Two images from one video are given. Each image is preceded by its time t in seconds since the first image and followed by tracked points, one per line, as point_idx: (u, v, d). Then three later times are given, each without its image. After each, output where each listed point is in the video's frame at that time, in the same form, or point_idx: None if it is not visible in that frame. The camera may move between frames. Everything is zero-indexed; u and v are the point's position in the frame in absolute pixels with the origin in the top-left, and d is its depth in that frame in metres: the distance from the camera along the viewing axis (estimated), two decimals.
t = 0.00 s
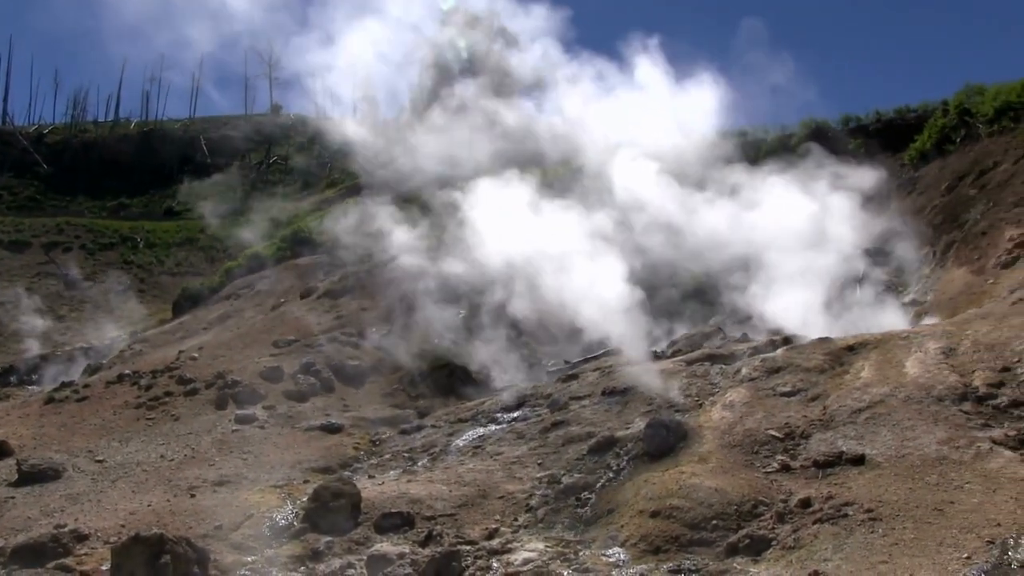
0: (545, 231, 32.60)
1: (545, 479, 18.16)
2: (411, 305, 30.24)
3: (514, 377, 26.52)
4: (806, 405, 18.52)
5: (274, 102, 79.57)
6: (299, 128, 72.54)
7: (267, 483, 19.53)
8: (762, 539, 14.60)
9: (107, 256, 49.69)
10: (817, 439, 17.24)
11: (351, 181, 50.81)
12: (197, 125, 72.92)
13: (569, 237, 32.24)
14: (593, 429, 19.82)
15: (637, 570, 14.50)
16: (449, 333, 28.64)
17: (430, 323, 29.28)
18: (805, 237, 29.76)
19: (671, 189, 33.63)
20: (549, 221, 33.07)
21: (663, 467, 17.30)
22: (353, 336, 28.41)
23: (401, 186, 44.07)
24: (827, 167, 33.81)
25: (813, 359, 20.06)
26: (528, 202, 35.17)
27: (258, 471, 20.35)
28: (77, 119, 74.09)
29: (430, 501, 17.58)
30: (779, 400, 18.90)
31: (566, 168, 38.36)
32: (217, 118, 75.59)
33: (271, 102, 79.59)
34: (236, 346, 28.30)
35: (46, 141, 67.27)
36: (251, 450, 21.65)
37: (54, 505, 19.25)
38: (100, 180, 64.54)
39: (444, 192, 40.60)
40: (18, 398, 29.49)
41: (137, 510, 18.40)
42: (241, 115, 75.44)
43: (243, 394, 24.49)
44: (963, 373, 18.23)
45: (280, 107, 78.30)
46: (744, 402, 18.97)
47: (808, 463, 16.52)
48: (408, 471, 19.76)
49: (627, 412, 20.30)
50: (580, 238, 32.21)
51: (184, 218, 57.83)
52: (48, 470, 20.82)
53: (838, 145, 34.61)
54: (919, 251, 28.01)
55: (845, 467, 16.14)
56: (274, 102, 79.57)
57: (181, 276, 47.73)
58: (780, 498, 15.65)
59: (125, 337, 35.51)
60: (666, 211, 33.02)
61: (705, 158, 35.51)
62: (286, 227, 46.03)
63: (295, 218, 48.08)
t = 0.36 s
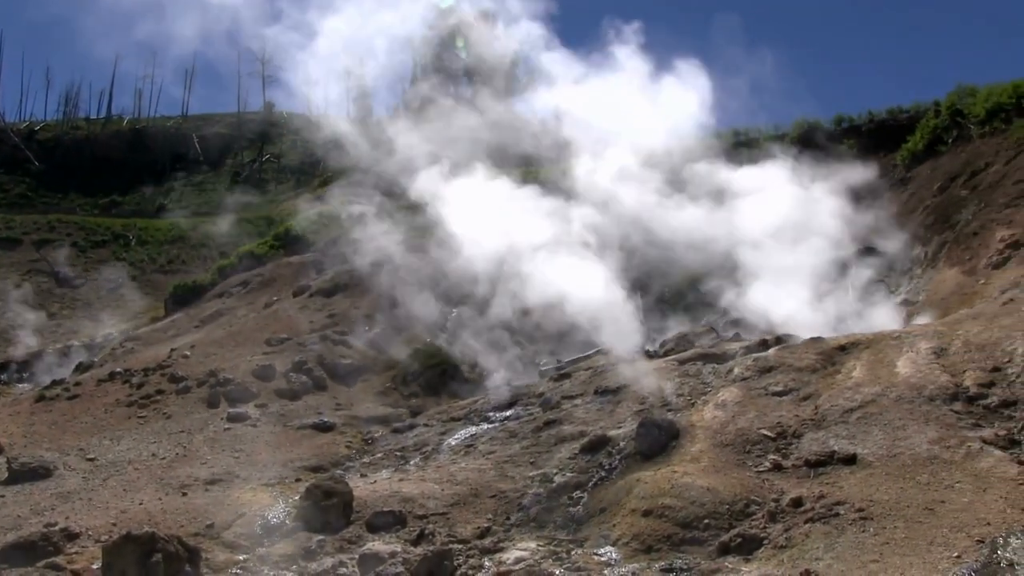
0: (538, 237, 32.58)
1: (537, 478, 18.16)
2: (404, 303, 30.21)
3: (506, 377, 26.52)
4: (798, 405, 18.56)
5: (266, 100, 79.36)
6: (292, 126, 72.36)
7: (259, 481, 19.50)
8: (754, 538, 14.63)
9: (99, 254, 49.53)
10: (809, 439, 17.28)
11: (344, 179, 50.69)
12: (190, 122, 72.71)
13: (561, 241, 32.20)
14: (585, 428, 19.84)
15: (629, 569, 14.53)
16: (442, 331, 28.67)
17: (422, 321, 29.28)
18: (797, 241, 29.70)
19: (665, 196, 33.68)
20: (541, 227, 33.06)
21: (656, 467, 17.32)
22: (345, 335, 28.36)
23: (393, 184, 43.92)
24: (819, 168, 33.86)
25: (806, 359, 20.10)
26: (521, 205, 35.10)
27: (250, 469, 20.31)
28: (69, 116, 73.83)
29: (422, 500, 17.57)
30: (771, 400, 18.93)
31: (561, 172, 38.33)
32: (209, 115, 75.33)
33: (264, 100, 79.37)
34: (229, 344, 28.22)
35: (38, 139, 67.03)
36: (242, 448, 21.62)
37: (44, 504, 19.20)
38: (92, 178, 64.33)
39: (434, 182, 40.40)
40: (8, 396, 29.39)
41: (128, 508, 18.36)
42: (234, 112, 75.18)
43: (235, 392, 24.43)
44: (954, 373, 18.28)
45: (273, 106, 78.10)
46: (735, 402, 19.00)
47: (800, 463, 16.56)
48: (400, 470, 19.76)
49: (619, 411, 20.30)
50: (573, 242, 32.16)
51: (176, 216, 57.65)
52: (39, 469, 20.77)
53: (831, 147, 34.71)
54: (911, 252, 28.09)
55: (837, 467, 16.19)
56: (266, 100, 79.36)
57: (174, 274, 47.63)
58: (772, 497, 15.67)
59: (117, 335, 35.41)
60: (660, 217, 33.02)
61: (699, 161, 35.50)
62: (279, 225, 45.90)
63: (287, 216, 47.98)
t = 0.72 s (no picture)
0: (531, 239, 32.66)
1: (530, 476, 18.13)
2: (397, 302, 30.18)
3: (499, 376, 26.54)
4: (790, 404, 18.60)
5: (260, 99, 79.15)
6: (286, 124, 72.21)
7: (252, 480, 19.47)
8: (746, 537, 14.65)
9: (92, 252, 49.39)
10: (801, 438, 17.33)
11: (337, 177, 50.60)
12: (184, 120, 72.50)
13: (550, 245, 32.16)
14: (578, 427, 19.85)
15: (622, 568, 14.55)
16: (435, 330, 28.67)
17: (416, 319, 29.27)
18: (788, 239, 29.79)
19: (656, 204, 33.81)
20: (533, 233, 33.09)
21: (648, 466, 17.33)
22: (339, 333, 28.32)
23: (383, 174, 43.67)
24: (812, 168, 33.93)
25: (799, 359, 20.14)
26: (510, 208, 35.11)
27: (243, 468, 20.28)
28: (61, 113, 73.55)
29: (415, 498, 17.53)
30: (764, 399, 18.96)
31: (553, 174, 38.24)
32: (203, 113, 75.11)
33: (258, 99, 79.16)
34: (222, 343, 28.15)
35: (30, 136, 66.76)
36: (235, 446, 21.58)
37: (36, 502, 19.15)
38: (85, 175, 64.10)
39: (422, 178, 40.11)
40: None
41: (120, 507, 18.31)
42: (227, 110, 74.99)
43: (228, 390, 24.39)
44: (946, 373, 18.34)
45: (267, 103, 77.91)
46: (728, 401, 19.04)
47: (792, 462, 16.60)
48: (394, 469, 19.75)
49: (612, 411, 20.32)
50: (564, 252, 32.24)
51: (169, 213, 57.49)
52: (31, 467, 20.72)
53: (823, 148, 34.81)
54: (903, 251, 28.16)
55: (829, 466, 16.23)
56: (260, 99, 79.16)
57: (166, 272, 47.51)
58: (764, 497, 15.71)
59: (109, 333, 35.31)
60: (651, 228, 33.09)
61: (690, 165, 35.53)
62: (273, 224, 45.79)
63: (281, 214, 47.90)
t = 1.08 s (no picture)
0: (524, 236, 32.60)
1: (523, 476, 18.12)
2: (390, 301, 30.14)
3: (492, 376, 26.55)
4: (783, 404, 18.63)
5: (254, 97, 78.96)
6: (279, 122, 72.04)
7: (244, 479, 19.44)
8: (739, 536, 14.67)
9: (84, 249, 49.22)
10: (793, 437, 17.36)
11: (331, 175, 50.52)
12: (177, 118, 72.30)
13: (541, 244, 31.99)
14: (571, 427, 19.86)
15: (615, 567, 14.57)
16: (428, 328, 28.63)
17: (409, 318, 29.23)
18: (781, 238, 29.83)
19: (649, 209, 33.98)
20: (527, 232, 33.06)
21: (641, 466, 17.35)
22: (331, 331, 28.27)
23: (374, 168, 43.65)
24: (804, 168, 33.99)
25: (792, 358, 20.17)
26: (501, 206, 34.87)
27: (236, 467, 20.25)
28: (54, 110, 73.28)
29: (407, 497, 17.51)
30: (756, 399, 18.99)
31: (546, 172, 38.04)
32: (196, 111, 74.90)
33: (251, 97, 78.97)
34: (214, 341, 28.09)
35: (21, 133, 66.49)
36: (228, 445, 21.54)
37: (28, 500, 19.10)
38: (76, 172, 63.88)
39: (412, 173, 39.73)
40: None
41: (111, 505, 18.26)
42: (221, 108, 74.80)
43: (220, 389, 24.35)
44: (937, 373, 18.39)
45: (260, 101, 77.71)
46: (721, 400, 19.07)
47: (784, 461, 16.64)
48: (386, 467, 19.73)
49: (605, 410, 20.33)
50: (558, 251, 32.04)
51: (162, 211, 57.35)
52: (22, 466, 20.67)
53: (816, 149, 34.88)
54: (895, 251, 28.23)
55: (821, 466, 16.27)
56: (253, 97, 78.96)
57: (159, 270, 47.41)
58: (756, 496, 15.73)
59: (101, 331, 35.21)
60: (645, 230, 32.99)
61: (682, 163, 35.41)
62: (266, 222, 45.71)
63: (274, 213, 47.84)
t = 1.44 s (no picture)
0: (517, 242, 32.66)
1: (517, 475, 18.10)
2: (383, 300, 30.09)
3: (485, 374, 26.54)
4: (776, 403, 18.65)
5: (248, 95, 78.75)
6: (274, 120, 71.88)
7: (238, 477, 19.41)
8: (732, 536, 14.69)
9: (77, 247, 49.08)
10: (787, 437, 17.39)
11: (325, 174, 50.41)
12: (170, 116, 72.10)
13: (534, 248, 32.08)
14: (565, 426, 19.87)
15: (609, 567, 14.58)
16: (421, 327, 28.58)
17: (402, 316, 29.17)
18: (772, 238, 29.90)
19: (642, 209, 33.96)
20: (520, 236, 33.10)
21: (634, 465, 17.36)
22: (325, 330, 28.22)
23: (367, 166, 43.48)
24: (799, 170, 34.04)
25: (785, 358, 20.20)
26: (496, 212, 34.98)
27: (229, 465, 20.22)
28: (47, 108, 73.04)
29: (401, 496, 17.49)
30: (750, 398, 19.02)
31: (537, 172, 38.06)
32: (190, 109, 74.71)
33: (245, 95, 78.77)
34: (208, 340, 28.02)
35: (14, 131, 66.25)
36: (222, 443, 21.52)
37: (20, 499, 19.05)
38: (70, 171, 63.67)
39: (405, 176, 39.78)
40: None
41: (105, 504, 18.22)
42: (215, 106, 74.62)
43: (214, 387, 24.31)
44: (930, 373, 18.43)
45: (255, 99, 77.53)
46: (715, 400, 19.09)
47: (778, 461, 16.67)
48: (380, 466, 19.71)
49: (599, 409, 20.34)
50: (551, 251, 32.06)
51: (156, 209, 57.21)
52: (14, 465, 20.61)
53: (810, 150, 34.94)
54: (888, 251, 28.28)
55: (815, 465, 16.30)
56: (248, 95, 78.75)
57: (152, 269, 47.26)
58: (750, 495, 15.75)
59: (94, 330, 35.10)
60: (638, 229, 33.03)
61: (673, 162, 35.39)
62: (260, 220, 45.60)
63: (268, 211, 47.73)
